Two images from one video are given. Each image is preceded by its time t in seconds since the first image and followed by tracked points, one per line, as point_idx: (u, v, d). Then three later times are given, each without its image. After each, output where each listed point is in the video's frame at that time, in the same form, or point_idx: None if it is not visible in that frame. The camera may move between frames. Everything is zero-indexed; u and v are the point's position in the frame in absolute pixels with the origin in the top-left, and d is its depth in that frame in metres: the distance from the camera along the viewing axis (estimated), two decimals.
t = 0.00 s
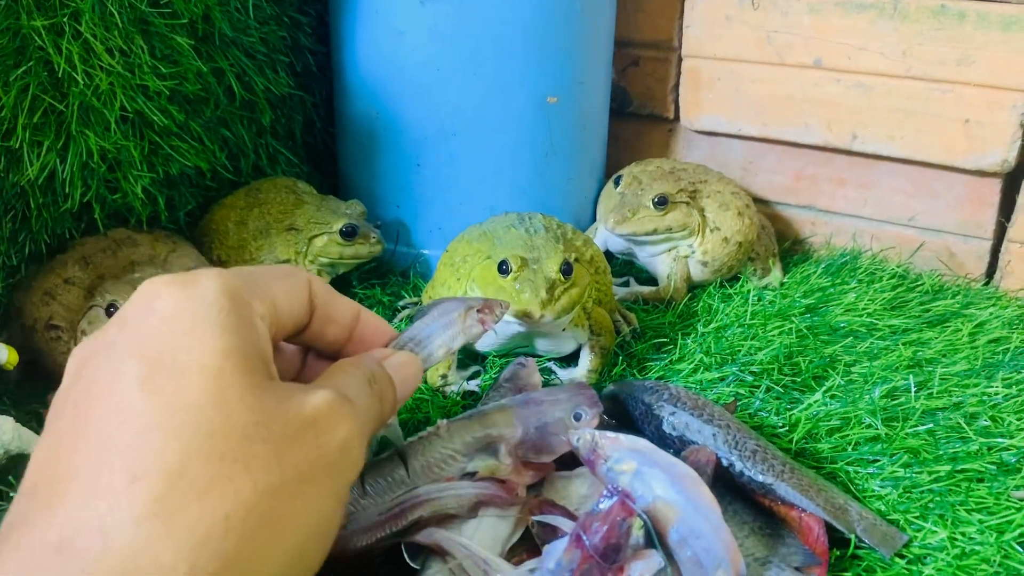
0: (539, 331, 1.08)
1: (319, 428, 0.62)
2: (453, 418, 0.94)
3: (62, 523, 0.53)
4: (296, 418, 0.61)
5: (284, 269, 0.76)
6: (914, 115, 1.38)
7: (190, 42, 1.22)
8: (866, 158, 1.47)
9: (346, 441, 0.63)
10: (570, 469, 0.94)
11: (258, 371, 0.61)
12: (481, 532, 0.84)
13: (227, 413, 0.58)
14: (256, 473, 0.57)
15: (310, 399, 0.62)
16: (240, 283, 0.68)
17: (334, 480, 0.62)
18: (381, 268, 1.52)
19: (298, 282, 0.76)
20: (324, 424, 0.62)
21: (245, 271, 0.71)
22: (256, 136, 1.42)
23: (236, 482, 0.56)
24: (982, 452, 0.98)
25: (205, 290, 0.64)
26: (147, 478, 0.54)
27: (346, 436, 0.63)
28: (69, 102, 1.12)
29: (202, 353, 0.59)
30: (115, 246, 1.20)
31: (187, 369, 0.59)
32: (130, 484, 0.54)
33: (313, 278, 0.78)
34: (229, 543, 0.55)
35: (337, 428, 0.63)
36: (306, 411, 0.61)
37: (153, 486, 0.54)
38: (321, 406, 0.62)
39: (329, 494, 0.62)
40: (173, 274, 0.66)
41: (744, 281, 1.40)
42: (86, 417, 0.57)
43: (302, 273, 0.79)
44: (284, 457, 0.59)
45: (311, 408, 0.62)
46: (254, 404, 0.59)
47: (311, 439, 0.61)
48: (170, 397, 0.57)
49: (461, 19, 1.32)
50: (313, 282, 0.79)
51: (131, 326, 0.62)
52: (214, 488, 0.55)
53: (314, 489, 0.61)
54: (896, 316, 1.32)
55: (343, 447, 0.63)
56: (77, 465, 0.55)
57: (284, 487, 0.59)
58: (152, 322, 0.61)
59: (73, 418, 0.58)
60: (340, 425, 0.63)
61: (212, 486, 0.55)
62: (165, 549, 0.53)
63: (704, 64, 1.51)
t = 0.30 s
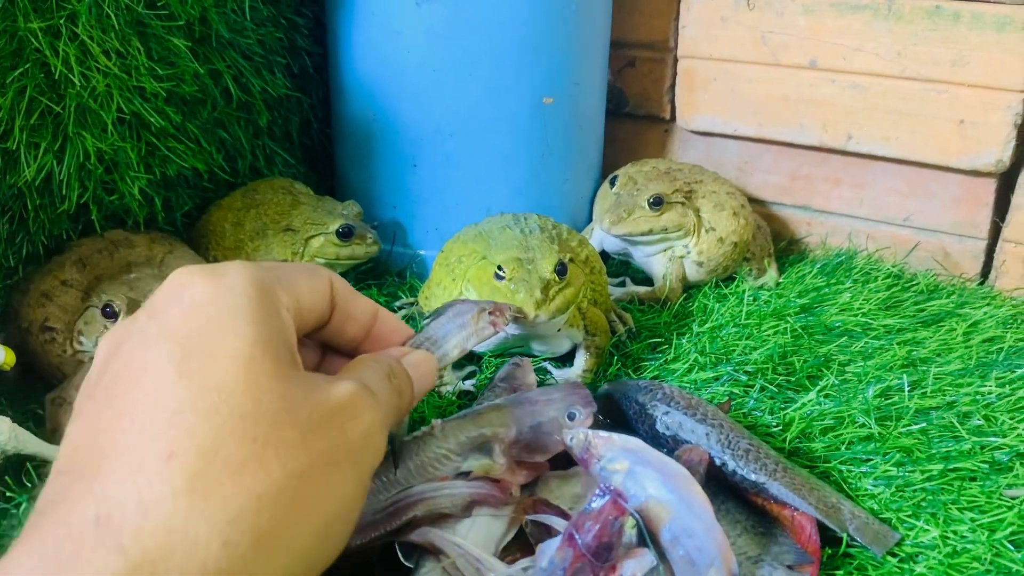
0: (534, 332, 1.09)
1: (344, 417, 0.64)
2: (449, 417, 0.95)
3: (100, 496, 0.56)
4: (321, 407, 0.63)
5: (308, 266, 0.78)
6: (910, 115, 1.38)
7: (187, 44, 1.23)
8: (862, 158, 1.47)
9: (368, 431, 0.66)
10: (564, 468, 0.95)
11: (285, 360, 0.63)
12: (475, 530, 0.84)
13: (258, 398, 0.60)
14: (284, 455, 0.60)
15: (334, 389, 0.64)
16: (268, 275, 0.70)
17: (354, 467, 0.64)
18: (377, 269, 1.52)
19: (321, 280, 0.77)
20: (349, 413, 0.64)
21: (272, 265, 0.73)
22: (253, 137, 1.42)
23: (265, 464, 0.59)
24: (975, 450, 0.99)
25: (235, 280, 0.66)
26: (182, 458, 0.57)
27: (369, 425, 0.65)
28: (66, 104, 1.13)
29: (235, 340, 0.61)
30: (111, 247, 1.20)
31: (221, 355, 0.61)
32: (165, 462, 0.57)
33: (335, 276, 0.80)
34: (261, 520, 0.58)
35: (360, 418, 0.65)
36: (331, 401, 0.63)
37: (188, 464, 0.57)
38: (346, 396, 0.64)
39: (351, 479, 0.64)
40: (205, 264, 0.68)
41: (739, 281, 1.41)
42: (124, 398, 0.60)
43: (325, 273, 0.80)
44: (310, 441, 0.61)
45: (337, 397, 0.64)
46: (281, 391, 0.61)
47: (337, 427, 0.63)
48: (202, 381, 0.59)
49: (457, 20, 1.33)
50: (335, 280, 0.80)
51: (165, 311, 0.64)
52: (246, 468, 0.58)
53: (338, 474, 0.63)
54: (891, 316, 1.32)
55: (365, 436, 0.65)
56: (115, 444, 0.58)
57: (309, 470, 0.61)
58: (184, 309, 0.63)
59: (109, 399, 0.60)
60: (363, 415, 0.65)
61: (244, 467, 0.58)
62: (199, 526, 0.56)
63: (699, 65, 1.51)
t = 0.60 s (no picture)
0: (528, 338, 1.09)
1: (338, 411, 0.64)
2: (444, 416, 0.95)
3: (88, 492, 0.55)
4: (316, 401, 0.62)
5: (305, 265, 0.78)
6: (906, 114, 1.38)
7: (181, 42, 1.23)
8: (858, 156, 1.47)
9: (363, 425, 0.65)
10: (558, 467, 0.94)
11: (278, 355, 0.63)
12: (467, 529, 0.84)
13: (249, 390, 0.59)
14: (276, 452, 0.59)
15: (330, 383, 0.64)
16: (264, 273, 0.70)
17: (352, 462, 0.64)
18: (372, 268, 1.51)
19: (317, 278, 0.77)
20: (343, 407, 0.64)
21: (269, 262, 0.73)
22: (248, 136, 1.42)
23: (255, 457, 0.58)
24: (969, 449, 0.99)
25: (228, 274, 0.66)
26: (169, 451, 0.56)
27: (364, 420, 0.65)
28: (60, 103, 1.13)
29: (227, 334, 0.61)
30: (105, 246, 1.20)
31: (211, 349, 0.60)
32: (153, 455, 0.56)
33: (333, 276, 0.80)
34: (250, 514, 0.57)
35: (355, 412, 0.65)
36: (325, 394, 0.63)
37: (176, 457, 0.56)
38: (341, 390, 0.65)
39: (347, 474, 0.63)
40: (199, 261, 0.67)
41: (736, 280, 1.40)
42: (112, 394, 0.59)
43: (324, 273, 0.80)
44: (302, 437, 0.60)
45: (331, 391, 0.64)
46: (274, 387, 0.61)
47: (331, 422, 0.63)
48: (192, 375, 0.59)
49: (452, 19, 1.33)
50: (333, 280, 0.80)
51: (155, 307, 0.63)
52: (235, 461, 0.57)
53: (330, 469, 0.62)
54: (887, 315, 1.32)
55: (361, 430, 0.65)
56: (103, 440, 0.57)
57: (301, 464, 0.60)
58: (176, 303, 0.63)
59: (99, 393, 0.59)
60: (358, 409, 0.65)
61: (232, 460, 0.57)
62: (186, 519, 0.55)
63: (696, 64, 1.51)
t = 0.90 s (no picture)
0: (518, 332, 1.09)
1: (264, 431, 0.62)
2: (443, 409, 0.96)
3: None
4: (238, 420, 0.61)
5: (243, 274, 0.76)
6: (906, 112, 1.38)
7: (182, 37, 1.23)
8: (859, 155, 1.47)
9: (293, 445, 0.64)
10: (559, 463, 0.93)
11: (200, 373, 0.62)
12: (464, 524, 0.84)
13: (158, 414, 0.58)
14: (187, 478, 0.58)
15: (256, 401, 0.63)
16: (191, 285, 0.68)
17: (278, 485, 0.63)
18: (373, 264, 1.51)
19: (257, 289, 0.76)
20: (270, 425, 0.63)
21: (198, 273, 0.71)
22: (249, 132, 1.42)
23: (162, 486, 0.57)
24: (969, 446, 0.99)
25: (149, 289, 0.65)
26: (68, 483, 0.55)
27: (293, 439, 0.64)
28: (61, 97, 1.14)
29: (139, 354, 0.60)
30: (107, 241, 1.20)
31: (121, 370, 0.59)
32: (49, 487, 0.54)
33: (273, 285, 0.78)
34: (154, 547, 0.55)
35: (284, 429, 0.63)
36: (250, 413, 0.62)
37: (74, 489, 0.55)
38: (269, 406, 0.63)
39: (270, 495, 0.63)
40: (120, 273, 0.66)
41: (736, 278, 1.40)
42: (16, 419, 0.57)
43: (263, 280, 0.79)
44: (219, 459, 0.59)
45: (257, 410, 0.63)
46: (193, 406, 0.59)
47: (254, 443, 0.62)
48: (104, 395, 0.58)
49: (454, 15, 1.33)
50: (274, 289, 0.78)
51: (69, 324, 0.62)
52: (138, 491, 0.56)
53: (252, 492, 0.61)
54: (887, 312, 1.32)
55: (288, 450, 0.63)
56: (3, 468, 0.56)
57: (216, 490, 0.59)
58: (89, 321, 0.61)
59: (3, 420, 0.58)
60: (288, 427, 0.64)
61: (135, 490, 0.56)
62: (81, 556, 0.53)
63: (696, 63, 1.51)
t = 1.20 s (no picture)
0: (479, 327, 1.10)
1: (232, 435, 0.61)
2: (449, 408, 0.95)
3: None
4: (204, 425, 0.60)
5: (215, 281, 0.77)
6: (914, 115, 1.39)
7: (197, 36, 1.25)
8: (867, 157, 1.48)
9: (265, 449, 0.63)
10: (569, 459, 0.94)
11: (165, 380, 0.61)
12: (479, 519, 0.86)
13: (121, 422, 0.57)
14: (152, 487, 0.56)
15: (225, 406, 0.62)
16: (158, 293, 0.69)
17: (247, 492, 0.61)
18: (384, 262, 1.51)
19: (229, 296, 0.77)
20: (239, 429, 0.62)
21: (168, 282, 0.72)
22: (261, 131, 1.44)
23: (127, 496, 0.56)
24: (977, 445, 1.00)
25: (111, 300, 0.65)
26: (23, 501, 0.54)
27: (263, 442, 0.62)
28: (78, 95, 1.16)
29: (100, 363, 0.59)
30: (122, 237, 1.20)
31: (84, 381, 0.58)
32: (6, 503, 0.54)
33: (244, 290, 0.79)
34: (119, 559, 0.54)
35: (255, 433, 0.62)
36: (218, 417, 0.61)
37: (32, 504, 0.54)
38: (239, 410, 0.62)
39: (235, 505, 0.61)
40: (84, 285, 0.66)
41: (744, 279, 1.41)
42: None
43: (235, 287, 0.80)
44: (184, 468, 0.58)
45: (226, 414, 0.61)
46: (154, 416, 0.58)
47: (221, 447, 0.60)
48: (68, 410, 0.57)
49: (466, 15, 1.34)
50: (246, 295, 0.80)
51: (31, 337, 0.62)
52: (102, 503, 0.55)
53: (223, 499, 0.60)
54: (894, 314, 1.33)
55: (259, 454, 0.62)
56: None
57: (184, 498, 0.58)
58: (50, 333, 0.61)
59: None
60: (258, 431, 0.63)
61: (98, 501, 0.55)
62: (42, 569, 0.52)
63: (704, 64, 1.52)
